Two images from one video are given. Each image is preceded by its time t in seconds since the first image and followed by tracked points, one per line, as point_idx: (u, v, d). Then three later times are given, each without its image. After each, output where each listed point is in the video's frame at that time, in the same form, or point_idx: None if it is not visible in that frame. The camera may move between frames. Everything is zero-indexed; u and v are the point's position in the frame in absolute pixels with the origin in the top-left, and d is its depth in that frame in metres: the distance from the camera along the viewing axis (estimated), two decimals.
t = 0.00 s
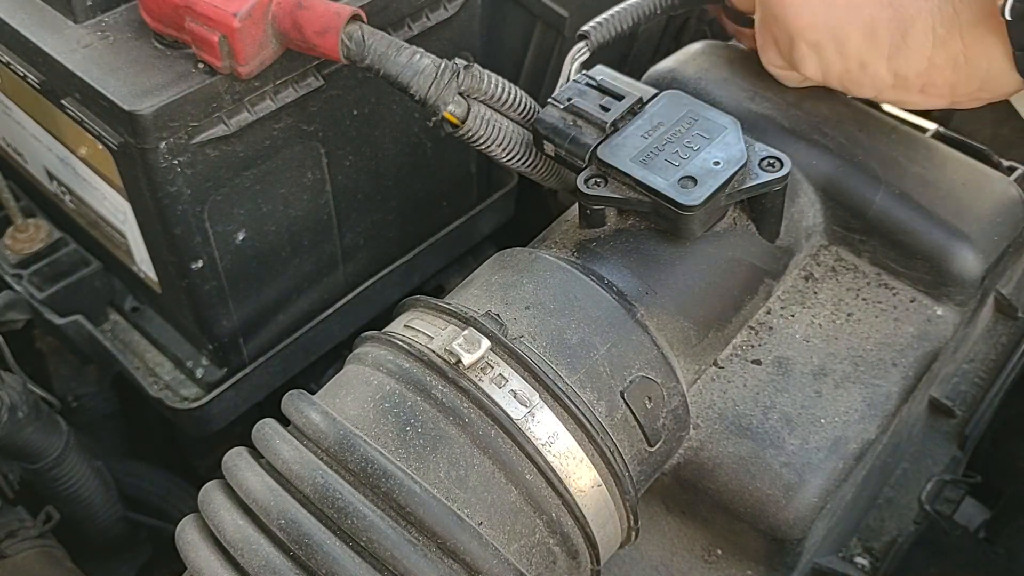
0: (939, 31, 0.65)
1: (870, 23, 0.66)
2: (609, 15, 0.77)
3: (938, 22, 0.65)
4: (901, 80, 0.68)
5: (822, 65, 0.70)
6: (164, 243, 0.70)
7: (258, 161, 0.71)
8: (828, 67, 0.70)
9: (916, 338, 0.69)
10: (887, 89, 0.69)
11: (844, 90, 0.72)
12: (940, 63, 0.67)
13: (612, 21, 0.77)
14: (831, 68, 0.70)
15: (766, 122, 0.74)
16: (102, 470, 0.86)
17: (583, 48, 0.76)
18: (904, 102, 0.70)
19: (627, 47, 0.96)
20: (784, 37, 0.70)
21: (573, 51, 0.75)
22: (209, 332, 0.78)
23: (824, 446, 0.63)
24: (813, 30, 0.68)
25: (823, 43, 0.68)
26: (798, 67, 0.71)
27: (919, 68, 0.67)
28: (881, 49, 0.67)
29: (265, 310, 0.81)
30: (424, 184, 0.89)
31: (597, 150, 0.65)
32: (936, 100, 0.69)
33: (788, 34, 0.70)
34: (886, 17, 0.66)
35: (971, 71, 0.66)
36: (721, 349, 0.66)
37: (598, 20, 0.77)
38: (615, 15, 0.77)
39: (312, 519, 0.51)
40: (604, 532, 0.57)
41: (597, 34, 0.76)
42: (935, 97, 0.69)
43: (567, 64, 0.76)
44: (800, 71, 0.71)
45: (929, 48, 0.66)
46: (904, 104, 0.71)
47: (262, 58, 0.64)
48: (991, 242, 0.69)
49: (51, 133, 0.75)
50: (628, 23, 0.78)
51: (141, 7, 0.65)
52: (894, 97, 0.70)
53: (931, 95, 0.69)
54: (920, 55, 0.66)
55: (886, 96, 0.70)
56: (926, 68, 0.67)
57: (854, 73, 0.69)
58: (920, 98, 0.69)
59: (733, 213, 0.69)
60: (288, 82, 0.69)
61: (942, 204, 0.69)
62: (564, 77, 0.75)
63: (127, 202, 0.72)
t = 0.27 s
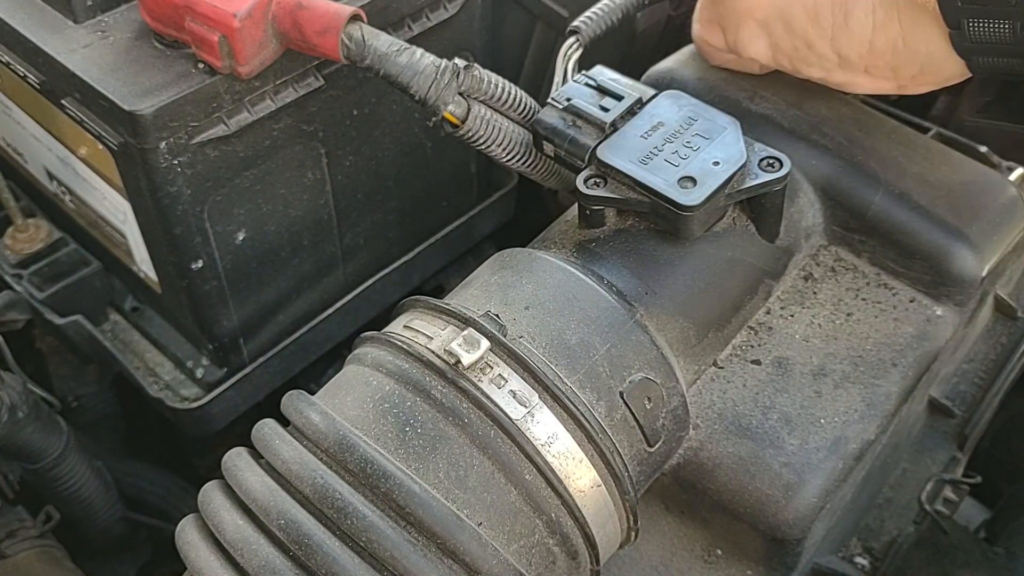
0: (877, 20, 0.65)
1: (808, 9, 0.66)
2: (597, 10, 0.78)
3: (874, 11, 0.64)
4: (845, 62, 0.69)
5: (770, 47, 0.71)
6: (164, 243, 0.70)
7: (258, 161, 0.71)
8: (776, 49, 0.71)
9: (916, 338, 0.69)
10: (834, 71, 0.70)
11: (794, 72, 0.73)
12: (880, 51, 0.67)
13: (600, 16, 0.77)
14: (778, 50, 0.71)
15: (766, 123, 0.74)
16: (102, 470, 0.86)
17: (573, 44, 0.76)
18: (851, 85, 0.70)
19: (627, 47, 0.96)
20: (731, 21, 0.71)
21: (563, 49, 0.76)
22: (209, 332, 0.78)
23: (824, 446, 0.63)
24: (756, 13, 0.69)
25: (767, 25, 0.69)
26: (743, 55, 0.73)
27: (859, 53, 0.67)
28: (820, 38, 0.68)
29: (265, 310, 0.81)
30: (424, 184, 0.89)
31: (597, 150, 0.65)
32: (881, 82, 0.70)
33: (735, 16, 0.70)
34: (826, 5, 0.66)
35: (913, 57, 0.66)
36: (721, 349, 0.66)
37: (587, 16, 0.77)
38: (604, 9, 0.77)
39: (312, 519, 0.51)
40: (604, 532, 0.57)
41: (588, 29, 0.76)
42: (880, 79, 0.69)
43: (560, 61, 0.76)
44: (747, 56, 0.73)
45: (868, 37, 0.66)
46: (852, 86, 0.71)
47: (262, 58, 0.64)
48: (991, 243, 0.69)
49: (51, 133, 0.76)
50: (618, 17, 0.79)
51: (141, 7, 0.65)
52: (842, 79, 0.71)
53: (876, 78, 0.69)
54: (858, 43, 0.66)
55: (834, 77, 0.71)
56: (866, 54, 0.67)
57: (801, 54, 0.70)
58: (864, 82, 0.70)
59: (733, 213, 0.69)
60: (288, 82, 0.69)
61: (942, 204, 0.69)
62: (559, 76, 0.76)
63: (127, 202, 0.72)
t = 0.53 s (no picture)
0: (846, 16, 0.66)
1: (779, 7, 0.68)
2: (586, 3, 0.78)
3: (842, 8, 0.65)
4: (819, 58, 0.70)
5: (747, 45, 0.72)
6: (164, 243, 0.70)
7: (258, 162, 0.71)
8: (753, 46, 0.72)
9: (916, 338, 0.69)
10: (810, 66, 0.71)
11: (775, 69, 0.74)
12: (851, 47, 0.68)
13: (588, 9, 0.77)
14: (755, 47, 0.72)
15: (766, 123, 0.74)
16: (102, 470, 0.86)
17: (562, 39, 0.76)
18: (827, 80, 0.72)
19: (627, 47, 0.95)
20: (708, 21, 0.73)
21: (553, 44, 0.76)
22: (209, 332, 0.78)
23: (824, 446, 0.63)
24: (731, 12, 0.70)
25: (743, 24, 0.71)
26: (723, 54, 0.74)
27: (832, 49, 0.69)
28: (794, 35, 0.69)
29: (265, 310, 0.81)
30: (424, 184, 0.89)
31: (597, 150, 0.65)
32: (858, 75, 0.71)
33: (711, 16, 0.72)
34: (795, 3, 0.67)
35: (884, 50, 0.67)
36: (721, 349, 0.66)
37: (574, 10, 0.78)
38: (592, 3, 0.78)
39: (312, 520, 0.51)
40: (604, 533, 0.57)
41: (576, 24, 0.76)
42: (856, 73, 0.70)
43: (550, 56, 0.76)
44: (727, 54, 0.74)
45: (839, 33, 0.67)
46: (830, 82, 0.72)
47: (262, 58, 0.64)
48: (991, 243, 0.69)
49: (51, 133, 0.76)
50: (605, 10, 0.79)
51: (141, 7, 0.65)
52: (819, 74, 0.72)
53: (851, 72, 0.70)
54: (829, 39, 0.68)
55: (812, 73, 0.72)
56: (838, 50, 0.68)
57: (777, 51, 0.71)
58: (840, 76, 0.71)
59: (733, 214, 0.69)
60: (288, 82, 0.69)
61: (942, 205, 0.69)
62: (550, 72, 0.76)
63: (127, 203, 0.72)
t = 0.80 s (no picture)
0: None
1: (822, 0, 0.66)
2: (596, 9, 0.79)
3: None
4: (869, 46, 0.68)
5: (790, 43, 0.70)
6: (164, 244, 0.70)
7: (258, 162, 0.71)
8: (797, 43, 0.70)
9: (916, 338, 0.69)
10: (859, 57, 0.69)
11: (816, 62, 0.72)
12: (904, 30, 0.66)
13: (599, 17, 0.78)
14: (798, 44, 0.70)
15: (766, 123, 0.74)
16: (102, 470, 0.86)
17: (571, 45, 0.76)
18: (879, 70, 0.70)
19: (627, 47, 0.95)
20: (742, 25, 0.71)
21: (562, 48, 0.77)
22: (209, 332, 0.78)
23: (824, 446, 0.63)
24: (770, 12, 0.69)
25: (782, 22, 0.69)
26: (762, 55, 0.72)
27: (883, 35, 0.67)
28: (841, 27, 0.67)
29: (265, 310, 0.81)
30: (424, 184, 0.89)
31: (597, 150, 0.65)
32: (909, 61, 0.69)
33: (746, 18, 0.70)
34: None
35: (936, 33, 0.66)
36: (720, 349, 0.66)
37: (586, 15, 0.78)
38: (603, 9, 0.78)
39: (312, 520, 0.51)
40: (604, 533, 0.57)
41: (586, 32, 0.77)
42: (908, 58, 0.69)
43: (559, 63, 0.77)
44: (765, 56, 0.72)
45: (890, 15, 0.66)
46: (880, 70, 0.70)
47: (262, 58, 0.64)
48: (991, 243, 0.69)
49: (51, 133, 0.76)
50: (615, 18, 0.79)
51: (141, 7, 0.65)
52: (868, 64, 0.70)
53: (902, 58, 0.69)
54: (880, 24, 0.66)
55: (860, 64, 0.70)
56: (891, 35, 0.67)
57: (824, 45, 0.69)
58: (893, 63, 0.69)
59: (733, 214, 0.69)
60: (288, 82, 0.69)
61: (942, 205, 0.69)
62: (557, 77, 0.76)
63: (127, 203, 0.72)
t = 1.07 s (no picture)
0: (888, 64, 0.66)
1: (824, 52, 0.68)
2: (596, 5, 0.78)
3: (886, 55, 0.66)
4: (854, 100, 0.70)
5: (783, 82, 0.72)
6: (165, 244, 0.70)
7: (258, 162, 0.71)
8: (788, 85, 0.72)
9: (916, 338, 0.69)
10: (845, 106, 0.71)
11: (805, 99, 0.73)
12: (887, 96, 0.68)
13: (598, 14, 0.78)
14: (790, 85, 0.72)
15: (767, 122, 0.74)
16: (102, 470, 0.86)
17: (571, 42, 0.77)
18: (861, 120, 0.71)
19: (627, 47, 0.95)
20: (745, 53, 0.72)
21: (562, 46, 0.77)
22: (209, 332, 0.78)
23: (823, 446, 0.63)
24: (774, 49, 0.70)
25: (782, 63, 0.70)
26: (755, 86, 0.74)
27: (868, 95, 0.69)
28: (833, 80, 0.69)
29: (265, 310, 0.81)
30: (424, 184, 0.89)
31: (597, 150, 0.65)
32: (888, 116, 0.70)
33: (751, 49, 0.71)
34: (840, 49, 0.67)
35: (914, 101, 0.68)
36: (720, 349, 0.66)
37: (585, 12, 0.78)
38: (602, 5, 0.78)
39: (312, 520, 0.51)
40: (604, 533, 0.57)
41: (586, 28, 0.77)
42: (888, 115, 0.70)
43: (559, 60, 0.77)
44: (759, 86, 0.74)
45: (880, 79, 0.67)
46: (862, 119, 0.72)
47: (262, 58, 0.64)
48: (991, 243, 0.69)
49: (51, 133, 0.76)
50: (614, 15, 0.79)
51: (141, 7, 0.65)
52: (852, 111, 0.71)
53: (882, 113, 0.70)
54: (868, 84, 0.68)
55: (845, 110, 0.71)
56: (876, 97, 0.68)
57: (813, 91, 0.71)
58: (871, 118, 0.71)
59: (733, 213, 0.69)
60: (288, 82, 0.69)
61: (942, 205, 0.69)
62: (557, 76, 0.76)
63: (127, 203, 0.72)
